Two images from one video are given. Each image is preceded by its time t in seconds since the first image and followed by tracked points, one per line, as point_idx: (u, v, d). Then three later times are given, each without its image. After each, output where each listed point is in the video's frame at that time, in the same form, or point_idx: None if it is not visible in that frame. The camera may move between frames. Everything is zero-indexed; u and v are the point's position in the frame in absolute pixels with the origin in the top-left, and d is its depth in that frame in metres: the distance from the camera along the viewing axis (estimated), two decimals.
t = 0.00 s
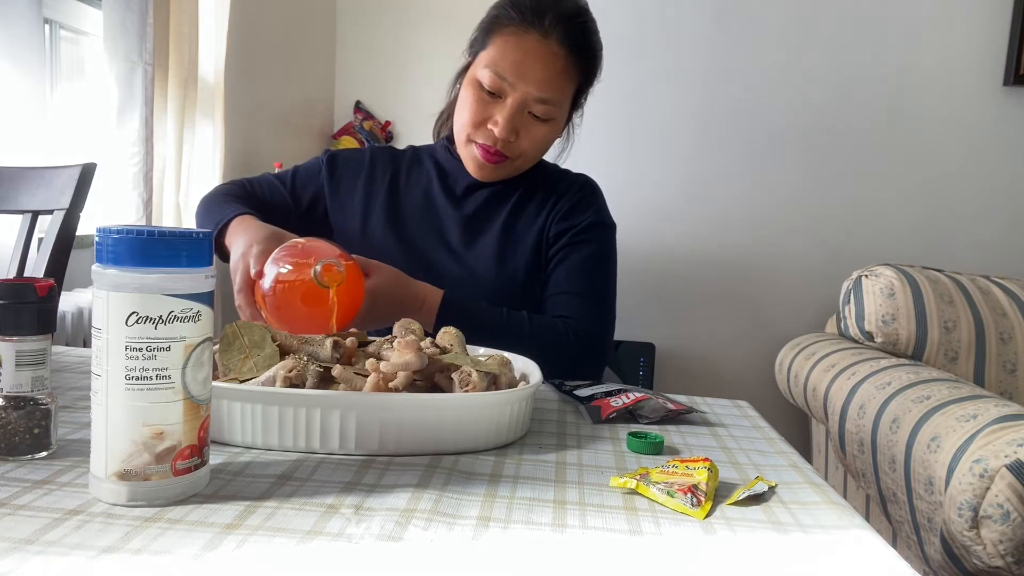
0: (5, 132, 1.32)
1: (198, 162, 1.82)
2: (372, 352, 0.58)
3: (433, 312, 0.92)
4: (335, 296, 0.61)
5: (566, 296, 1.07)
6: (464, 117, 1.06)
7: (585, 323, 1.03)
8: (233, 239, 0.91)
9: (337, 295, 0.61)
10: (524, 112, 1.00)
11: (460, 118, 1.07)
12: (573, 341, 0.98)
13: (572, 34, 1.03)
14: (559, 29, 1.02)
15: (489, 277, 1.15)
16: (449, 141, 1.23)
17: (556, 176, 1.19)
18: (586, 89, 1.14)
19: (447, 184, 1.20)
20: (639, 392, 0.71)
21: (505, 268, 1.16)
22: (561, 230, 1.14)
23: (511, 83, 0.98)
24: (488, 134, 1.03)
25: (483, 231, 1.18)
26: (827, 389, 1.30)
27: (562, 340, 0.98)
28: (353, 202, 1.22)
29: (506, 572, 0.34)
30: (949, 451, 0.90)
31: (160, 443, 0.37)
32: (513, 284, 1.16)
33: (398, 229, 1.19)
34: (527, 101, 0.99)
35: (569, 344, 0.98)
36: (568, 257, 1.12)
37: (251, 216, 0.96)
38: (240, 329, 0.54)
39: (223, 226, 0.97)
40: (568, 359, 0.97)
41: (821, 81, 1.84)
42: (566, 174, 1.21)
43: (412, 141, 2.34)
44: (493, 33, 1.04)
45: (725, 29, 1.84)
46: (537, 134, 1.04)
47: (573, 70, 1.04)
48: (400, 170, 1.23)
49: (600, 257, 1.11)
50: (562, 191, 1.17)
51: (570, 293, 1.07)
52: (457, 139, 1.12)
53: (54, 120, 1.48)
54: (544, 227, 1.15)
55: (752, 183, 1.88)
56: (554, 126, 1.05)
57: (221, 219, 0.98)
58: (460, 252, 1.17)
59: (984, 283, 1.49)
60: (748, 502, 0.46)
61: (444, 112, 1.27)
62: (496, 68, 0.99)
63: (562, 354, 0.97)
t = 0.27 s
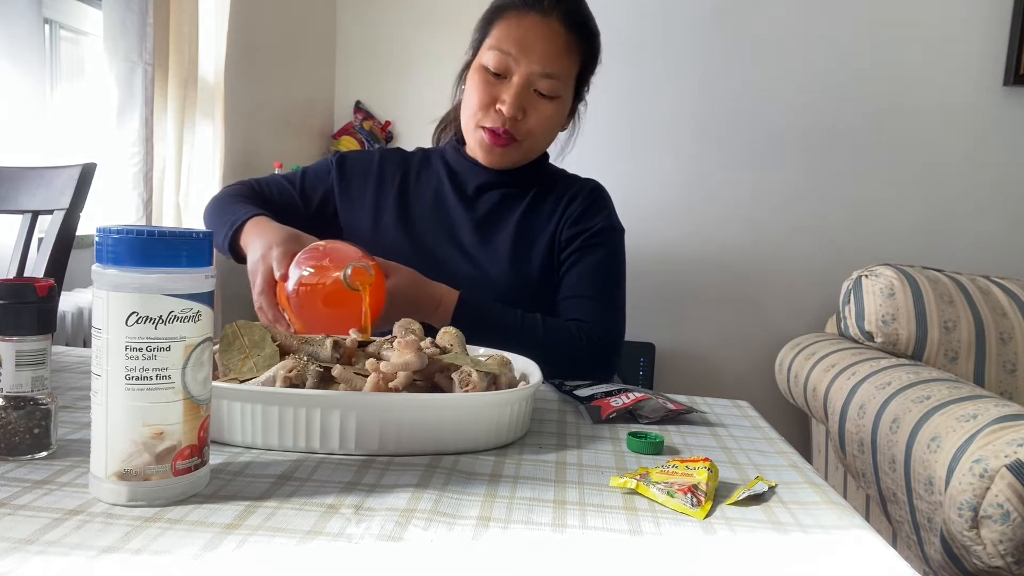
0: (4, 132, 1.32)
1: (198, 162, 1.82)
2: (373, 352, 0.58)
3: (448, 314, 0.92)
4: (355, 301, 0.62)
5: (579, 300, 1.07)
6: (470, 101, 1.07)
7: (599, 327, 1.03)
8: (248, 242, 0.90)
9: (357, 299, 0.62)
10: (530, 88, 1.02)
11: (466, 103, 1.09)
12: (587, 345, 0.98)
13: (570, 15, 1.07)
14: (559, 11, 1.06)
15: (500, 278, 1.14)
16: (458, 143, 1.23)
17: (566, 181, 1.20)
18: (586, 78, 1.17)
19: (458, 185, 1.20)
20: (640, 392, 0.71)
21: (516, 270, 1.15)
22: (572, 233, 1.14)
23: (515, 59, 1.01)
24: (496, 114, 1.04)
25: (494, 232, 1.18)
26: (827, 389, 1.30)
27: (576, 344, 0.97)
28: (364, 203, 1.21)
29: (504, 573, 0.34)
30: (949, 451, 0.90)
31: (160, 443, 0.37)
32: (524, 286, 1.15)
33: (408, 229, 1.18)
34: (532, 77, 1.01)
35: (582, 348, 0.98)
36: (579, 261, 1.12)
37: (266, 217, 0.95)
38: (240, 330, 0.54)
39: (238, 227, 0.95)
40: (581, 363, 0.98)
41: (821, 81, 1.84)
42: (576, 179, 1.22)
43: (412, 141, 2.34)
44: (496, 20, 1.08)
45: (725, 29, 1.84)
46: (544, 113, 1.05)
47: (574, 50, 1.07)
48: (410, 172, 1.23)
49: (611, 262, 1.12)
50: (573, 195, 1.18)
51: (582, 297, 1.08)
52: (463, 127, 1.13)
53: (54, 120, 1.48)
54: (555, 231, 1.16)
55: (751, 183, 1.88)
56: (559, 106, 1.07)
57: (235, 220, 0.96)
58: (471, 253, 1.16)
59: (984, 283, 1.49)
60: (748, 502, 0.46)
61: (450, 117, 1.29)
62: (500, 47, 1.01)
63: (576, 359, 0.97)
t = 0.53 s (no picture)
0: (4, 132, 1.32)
1: (198, 162, 1.82)
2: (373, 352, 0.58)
3: (462, 318, 0.93)
4: (379, 303, 0.65)
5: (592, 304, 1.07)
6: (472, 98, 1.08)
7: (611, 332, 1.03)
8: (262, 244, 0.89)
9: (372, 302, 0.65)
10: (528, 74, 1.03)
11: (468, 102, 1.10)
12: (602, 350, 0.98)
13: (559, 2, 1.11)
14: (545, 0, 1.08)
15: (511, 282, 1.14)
16: (468, 144, 1.23)
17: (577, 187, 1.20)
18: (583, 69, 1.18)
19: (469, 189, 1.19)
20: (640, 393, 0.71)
21: (527, 275, 1.15)
22: (583, 240, 1.15)
23: (507, 50, 1.04)
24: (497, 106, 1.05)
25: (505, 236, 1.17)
26: (827, 389, 1.30)
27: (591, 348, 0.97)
28: (373, 205, 1.20)
29: (502, 573, 0.34)
30: (949, 451, 0.90)
31: (160, 443, 0.37)
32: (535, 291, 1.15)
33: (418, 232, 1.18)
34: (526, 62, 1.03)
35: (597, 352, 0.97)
36: (591, 267, 1.12)
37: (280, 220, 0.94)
38: (240, 330, 0.54)
39: (251, 230, 0.94)
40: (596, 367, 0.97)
41: (821, 81, 1.84)
42: (586, 186, 1.22)
43: (412, 141, 2.34)
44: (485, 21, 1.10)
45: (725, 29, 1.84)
46: (546, 98, 1.06)
47: (567, 35, 1.09)
48: (419, 174, 1.22)
49: (622, 269, 1.12)
50: (585, 201, 1.18)
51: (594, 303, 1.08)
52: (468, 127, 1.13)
53: (54, 120, 1.48)
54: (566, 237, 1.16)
55: (752, 183, 1.88)
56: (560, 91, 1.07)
57: (248, 223, 0.95)
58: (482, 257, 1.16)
59: (984, 283, 1.49)
60: (748, 502, 0.46)
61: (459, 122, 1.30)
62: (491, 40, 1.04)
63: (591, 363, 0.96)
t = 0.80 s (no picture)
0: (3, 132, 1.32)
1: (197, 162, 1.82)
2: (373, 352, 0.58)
3: (474, 318, 0.93)
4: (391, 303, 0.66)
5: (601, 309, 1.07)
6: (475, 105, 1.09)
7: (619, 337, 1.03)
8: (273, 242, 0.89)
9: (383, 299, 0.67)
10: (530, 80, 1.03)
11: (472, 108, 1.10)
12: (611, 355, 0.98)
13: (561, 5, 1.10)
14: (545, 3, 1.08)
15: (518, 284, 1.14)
16: (475, 144, 1.23)
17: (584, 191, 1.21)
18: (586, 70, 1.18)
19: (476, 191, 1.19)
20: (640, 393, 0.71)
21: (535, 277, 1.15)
22: (591, 244, 1.15)
23: (509, 55, 1.04)
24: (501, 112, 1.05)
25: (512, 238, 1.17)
26: (827, 389, 1.30)
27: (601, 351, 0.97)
28: (380, 204, 1.20)
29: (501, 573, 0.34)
30: (949, 451, 0.90)
31: (160, 443, 0.37)
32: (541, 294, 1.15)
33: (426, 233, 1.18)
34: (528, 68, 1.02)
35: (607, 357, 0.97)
36: (598, 272, 1.13)
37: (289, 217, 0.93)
38: (240, 330, 0.54)
39: (260, 228, 0.94)
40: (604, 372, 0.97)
41: (821, 81, 1.84)
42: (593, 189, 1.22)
43: (412, 141, 2.34)
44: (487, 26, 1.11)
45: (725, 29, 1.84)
46: (549, 103, 1.06)
47: (569, 38, 1.09)
48: (426, 175, 1.22)
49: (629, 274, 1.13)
50: (592, 205, 1.18)
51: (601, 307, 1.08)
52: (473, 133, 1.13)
53: (54, 120, 1.48)
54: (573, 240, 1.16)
55: (751, 183, 1.88)
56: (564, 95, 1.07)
57: (256, 220, 0.95)
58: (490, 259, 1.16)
59: (984, 283, 1.49)
60: (747, 502, 0.46)
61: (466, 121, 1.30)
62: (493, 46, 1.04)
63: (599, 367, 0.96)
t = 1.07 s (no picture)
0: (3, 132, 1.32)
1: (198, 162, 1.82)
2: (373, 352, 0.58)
3: (483, 315, 0.94)
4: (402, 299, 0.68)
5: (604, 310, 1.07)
6: (487, 113, 1.07)
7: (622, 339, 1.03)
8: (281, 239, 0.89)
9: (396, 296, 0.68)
10: (545, 95, 1.01)
11: (483, 116, 1.09)
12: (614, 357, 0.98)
13: (577, 16, 1.08)
14: (563, 14, 1.06)
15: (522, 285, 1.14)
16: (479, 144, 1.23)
17: (588, 194, 1.21)
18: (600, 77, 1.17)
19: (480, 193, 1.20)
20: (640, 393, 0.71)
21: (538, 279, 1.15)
22: (594, 247, 1.15)
23: (526, 68, 1.00)
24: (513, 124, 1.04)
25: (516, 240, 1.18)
26: (828, 389, 1.30)
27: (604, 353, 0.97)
28: (386, 201, 1.20)
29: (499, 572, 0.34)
30: (949, 451, 0.90)
31: (160, 443, 0.37)
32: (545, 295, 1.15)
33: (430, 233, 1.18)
34: (545, 83, 1.00)
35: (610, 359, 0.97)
36: (601, 275, 1.13)
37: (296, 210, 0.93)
38: (240, 330, 0.54)
39: (267, 221, 0.94)
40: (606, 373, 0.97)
41: (821, 80, 1.84)
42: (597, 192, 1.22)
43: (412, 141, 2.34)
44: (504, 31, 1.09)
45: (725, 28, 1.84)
46: (563, 117, 1.04)
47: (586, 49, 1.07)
48: (431, 174, 1.22)
49: (632, 277, 1.13)
50: (596, 207, 1.19)
51: (606, 309, 1.08)
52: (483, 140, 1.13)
53: (55, 119, 1.48)
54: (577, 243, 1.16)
55: (751, 183, 1.88)
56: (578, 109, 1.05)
57: (262, 214, 0.95)
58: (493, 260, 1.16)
59: (984, 283, 1.49)
60: (747, 502, 0.46)
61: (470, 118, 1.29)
62: (510, 58, 1.01)
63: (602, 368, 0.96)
